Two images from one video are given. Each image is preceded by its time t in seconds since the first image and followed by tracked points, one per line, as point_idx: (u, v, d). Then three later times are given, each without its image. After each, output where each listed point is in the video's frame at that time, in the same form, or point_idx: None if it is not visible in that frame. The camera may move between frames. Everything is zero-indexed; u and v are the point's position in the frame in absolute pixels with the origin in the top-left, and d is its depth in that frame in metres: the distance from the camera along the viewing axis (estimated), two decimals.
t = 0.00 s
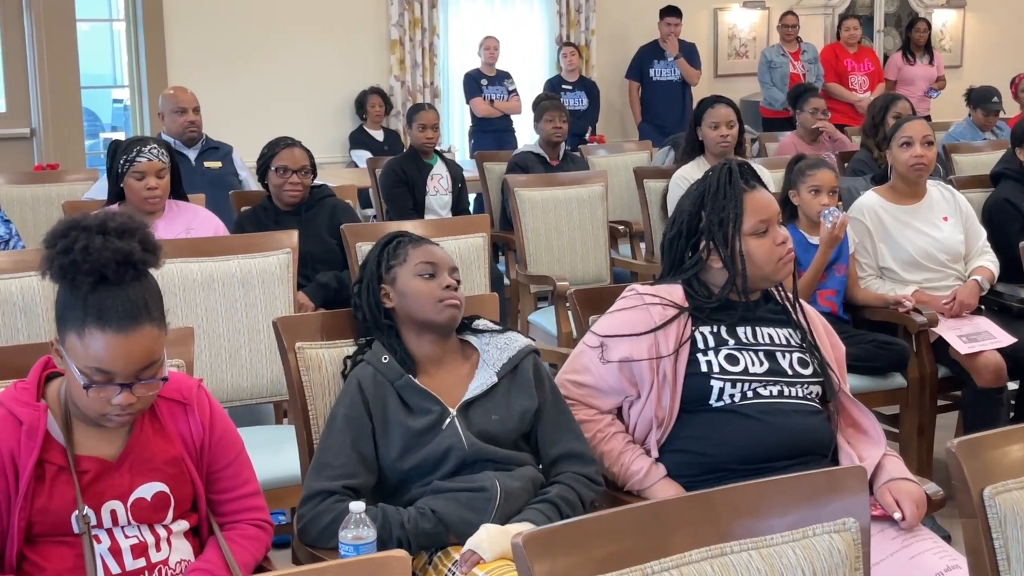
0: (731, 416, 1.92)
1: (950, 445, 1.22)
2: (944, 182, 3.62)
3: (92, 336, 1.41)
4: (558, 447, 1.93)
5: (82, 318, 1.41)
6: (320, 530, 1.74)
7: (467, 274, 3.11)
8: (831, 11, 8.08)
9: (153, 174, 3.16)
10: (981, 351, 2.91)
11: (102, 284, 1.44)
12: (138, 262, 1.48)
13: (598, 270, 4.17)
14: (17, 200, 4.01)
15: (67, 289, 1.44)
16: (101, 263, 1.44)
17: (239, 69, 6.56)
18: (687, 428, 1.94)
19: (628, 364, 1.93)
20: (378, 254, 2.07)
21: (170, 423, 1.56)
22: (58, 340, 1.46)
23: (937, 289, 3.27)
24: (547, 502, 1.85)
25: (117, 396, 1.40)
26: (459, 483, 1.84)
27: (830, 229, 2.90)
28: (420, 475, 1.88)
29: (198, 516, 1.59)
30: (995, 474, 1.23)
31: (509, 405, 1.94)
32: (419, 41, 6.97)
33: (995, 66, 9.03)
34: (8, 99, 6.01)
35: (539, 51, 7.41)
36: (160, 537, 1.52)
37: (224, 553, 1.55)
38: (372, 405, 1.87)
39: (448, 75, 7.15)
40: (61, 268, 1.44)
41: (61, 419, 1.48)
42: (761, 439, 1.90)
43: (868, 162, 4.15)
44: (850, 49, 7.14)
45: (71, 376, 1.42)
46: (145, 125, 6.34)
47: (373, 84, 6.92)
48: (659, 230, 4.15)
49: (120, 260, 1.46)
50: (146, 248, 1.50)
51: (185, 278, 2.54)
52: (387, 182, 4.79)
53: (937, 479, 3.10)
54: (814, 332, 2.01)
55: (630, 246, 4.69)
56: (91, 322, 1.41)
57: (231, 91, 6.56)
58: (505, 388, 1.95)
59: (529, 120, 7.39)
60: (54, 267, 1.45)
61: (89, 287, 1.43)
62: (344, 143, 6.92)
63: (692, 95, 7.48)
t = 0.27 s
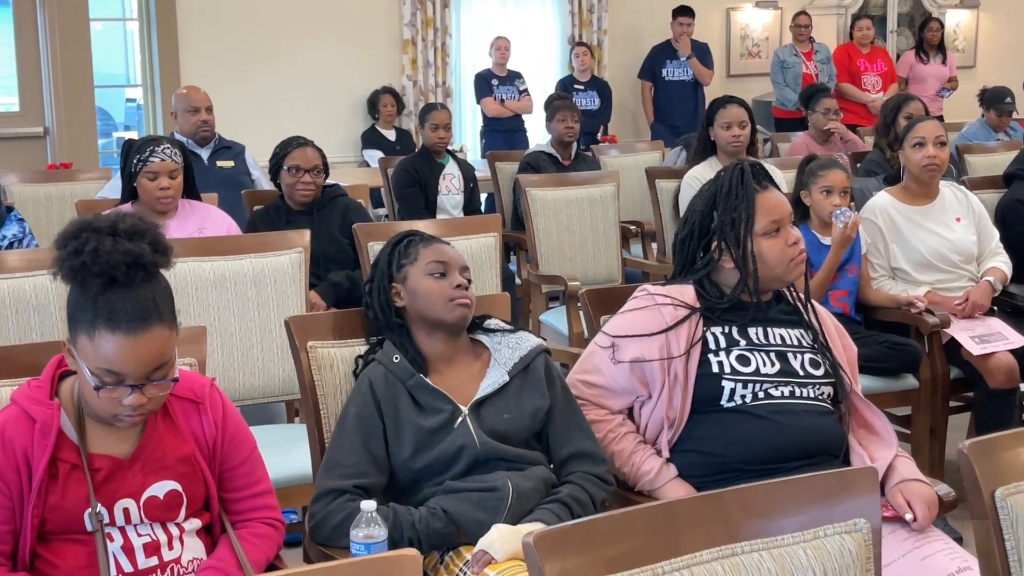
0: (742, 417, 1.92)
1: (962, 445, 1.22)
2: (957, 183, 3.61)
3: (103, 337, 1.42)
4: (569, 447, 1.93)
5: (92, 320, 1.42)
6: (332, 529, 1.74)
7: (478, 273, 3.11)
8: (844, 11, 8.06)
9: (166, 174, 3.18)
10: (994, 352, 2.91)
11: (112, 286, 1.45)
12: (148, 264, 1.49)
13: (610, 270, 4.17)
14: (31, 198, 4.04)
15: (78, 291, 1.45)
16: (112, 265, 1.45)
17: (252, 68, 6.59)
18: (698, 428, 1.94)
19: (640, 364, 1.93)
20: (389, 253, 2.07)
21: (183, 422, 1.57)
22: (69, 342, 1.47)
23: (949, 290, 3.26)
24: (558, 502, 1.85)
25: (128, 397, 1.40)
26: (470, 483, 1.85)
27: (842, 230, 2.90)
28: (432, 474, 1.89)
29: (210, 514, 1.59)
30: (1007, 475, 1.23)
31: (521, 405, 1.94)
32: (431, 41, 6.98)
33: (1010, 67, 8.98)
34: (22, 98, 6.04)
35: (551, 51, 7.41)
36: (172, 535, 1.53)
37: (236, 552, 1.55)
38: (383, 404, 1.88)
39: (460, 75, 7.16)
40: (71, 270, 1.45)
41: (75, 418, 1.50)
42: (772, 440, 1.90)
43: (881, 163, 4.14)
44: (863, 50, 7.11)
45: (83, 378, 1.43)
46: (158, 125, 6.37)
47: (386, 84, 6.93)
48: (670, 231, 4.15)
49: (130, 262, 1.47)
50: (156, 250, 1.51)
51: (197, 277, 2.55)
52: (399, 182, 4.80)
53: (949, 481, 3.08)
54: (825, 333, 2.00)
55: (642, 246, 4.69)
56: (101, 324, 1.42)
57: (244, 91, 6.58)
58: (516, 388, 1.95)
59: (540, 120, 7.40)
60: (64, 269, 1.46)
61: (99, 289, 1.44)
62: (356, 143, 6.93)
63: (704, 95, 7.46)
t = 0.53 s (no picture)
0: (752, 418, 1.92)
1: (973, 447, 1.22)
2: (969, 184, 3.59)
3: (114, 339, 1.43)
4: (580, 448, 1.93)
5: (104, 321, 1.43)
6: (343, 528, 1.75)
7: (489, 274, 3.12)
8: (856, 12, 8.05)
9: (178, 175, 3.19)
10: (1006, 353, 2.90)
11: (124, 288, 1.46)
12: (159, 266, 1.50)
13: (621, 271, 4.17)
14: (44, 198, 4.06)
15: (90, 292, 1.46)
16: (124, 267, 1.46)
17: (264, 68, 6.61)
18: (708, 429, 1.94)
19: (650, 364, 1.93)
20: (400, 253, 2.08)
21: (193, 422, 1.58)
22: (81, 344, 1.48)
23: (961, 291, 3.24)
24: (568, 502, 1.85)
25: (139, 398, 1.41)
26: (482, 482, 1.85)
27: (854, 230, 2.90)
28: (443, 474, 1.89)
29: (220, 514, 1.60)
30: (1018, 477, 1.23)
31: (532, 405, 1.94)
32: (443, 41, 6.99)
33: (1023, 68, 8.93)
34: (35, 97, 6.07)
35: (562, 52, 7.42)
36: (182, 535, 1.54)
37: (246, 551, 1.56)
38: (394, 404, 1.88)
39: (471, 75, 7.17)
40: (83, 272, 1.46)
41: (85, 417, 1.51)
42: (782, 441, 1.90)
43: (893, 164, 4.13)
44: (875, 51, 7.10)
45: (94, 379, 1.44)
46: (170, 124, 6.39)
47: (398, 84, 6.94)
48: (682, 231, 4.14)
49: (142, 264, 1.48)
50: (167, 252, 1.52)
51: (210, 277, 2.56)
52: (410, 182, 4.81)
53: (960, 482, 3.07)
54: (836, 334, 2.00)
55: (653, 247, 4.68)
56: (113, 326, 1.43)
57: (256, 91, 6.60)
58: (527, 388, 1.96)
59: (551, 120, 7.40)
60: (77, 271, 1.47)
61: (111, 291, 1.45)
62: (368, 143, 6.94)
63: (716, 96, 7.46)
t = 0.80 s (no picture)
0: (766, 420, 1.91)
1: (986, 450, 1.21)
2: (984, 185, 3.58)
3: (129, 338, 1.44)
4: (592, 449, 1.94)
5: (119, 321, 1.44)
6: (356, 527, 1.75)
7: (502, 275, 3.12)
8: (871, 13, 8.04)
9: (192, 174, 3.21)
10: (1020, 356, 2.88)
11: (139, 287, 1.47)
12: (173, 265, 1.51)
13: (634, 272, 4.16)
14: (60, 198, 4.09)
15: (105, 291, 1.47)
16: (138, 267, 1.47)
17: (278, 69, 6.63)
18: (721, 431, 1.94)
19: (663, 366, 1.93)
20: (413, 254, 2.09)
21: (208, 421, 1.59)
22: (96, 343, 1.49)
23: (976, 293, 3.23)
24: (581, 503, 1.85)
25: (154, 397, 1.42)
26: (494, 483, 1.85)
27: (867, 232, 2.88)
28: (456, 475, 1.89)
29: (235, 513, 1.61)
30: None
31: (544, 406, 1.95)
32: (457, 42, 7.00)
33: None
34: (51, 98, 6.10)
35: (576, 53, 7.42)
36: (197, 533, 1.55)
37: (261, 550, 1.57)
38: (407, 405, 1.89)
39: (485, 76, 7.17)
40: (97, 271, 1.48)
41: (100, 416, 1.51)
42: (796, 443, 1.90)
43: (907, 166, 4.11)
44: (890, 52, 7.06)
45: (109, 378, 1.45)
46: (185, 125, 6.42)
47: (412, 85, 6.95)
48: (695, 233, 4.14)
49: (156, 263, 1.49)
50: (181, 251, 1.53)
51: (224, 277, 2.57)
52: (424, 183, 4.81)
53: (975, 485, 3.06)
54: (850, 336, 2.00)
55: (666, 249, 4.68)
56: (128, 325, 1.44)
57: (270, 92, 6.62)
58: (540, 389, 1.96)
59: (564, 121, 7.40)
60: (92, 270, 1.48)
61: (126, 290, 1.46)
62: (382, 144, 6.95)
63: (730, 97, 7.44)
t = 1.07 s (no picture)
0: (779, 421, 1.91)
1: (1000, 452, 1.21)
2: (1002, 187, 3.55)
3: (156, 329, 1.45)
4: (606, 450, 1.93)
5: (145, 313, 1.45)
6: (370, 527, 1.76)
7: (516, 276, 3.11)
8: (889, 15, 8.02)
9: (208, 174, 3.22)
10: None
11: (165, 278, 1.48)
12: (196, 257, 1.52)
13: (649, 273, 4.15)
14: (78, 199, 4.11)
15: (128, 283, 1.48)
16: (164, 258, 1.48)
17: (295, 70, 6.65)
18: (734, 432, 1.93)
19: (677, 366, 1.93)
20: (427, 254, 2.09)
21: (218, 421, 1.60)
22: (112, 337, 1.49)
23: (992, 296, 3.21)
24: (594, 504, 1.85)
25: (179, 389, 1.43)
26: (507, 484, 1.85)
27: (883, 234, 2.87)
28: (469, 476, 1.89)
29: (245, 513, 1.62)
30: None
31: (558, 407, 1.94)
32: (473, 43, 7.01)
33: None
34: (69, 99, 6.14)
35: (593, 54, 7.42)
36: (207, 533, 1.56)
37: (271, 550, 1.57)
38: (420, 405, 1.89)
39: (502, 77, 7.18)
40: (121, 264, 1.47)
41: (110, 415, 1.52)
42: (808, 445, 1.89)
43: (924, 167, 4.09)
44: (907, 53, 7.05)
45: (130, 371, 1.45)
46: (202, 126, 6.45)
47: (428, 86, 6.97)
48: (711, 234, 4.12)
49: (181, 255, 1.50)
50: (202, 244, 1.54)
51: (240, 277, 2.58)
52: (440, 184, 4.82)
53: (991, 489, 3.04)
54: (864, 338, 1.99)
55: (682, 250, 4.67)
56: (154, 317, 1.45)
57: (287, 93, 6.65)
58: (553, 390, 1.96)
59: (580, 122, 7.40)
60: (114, 262, 1.48)
61: (152, 281, 1.47)
62: (398, 145, 6.97)
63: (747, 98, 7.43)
